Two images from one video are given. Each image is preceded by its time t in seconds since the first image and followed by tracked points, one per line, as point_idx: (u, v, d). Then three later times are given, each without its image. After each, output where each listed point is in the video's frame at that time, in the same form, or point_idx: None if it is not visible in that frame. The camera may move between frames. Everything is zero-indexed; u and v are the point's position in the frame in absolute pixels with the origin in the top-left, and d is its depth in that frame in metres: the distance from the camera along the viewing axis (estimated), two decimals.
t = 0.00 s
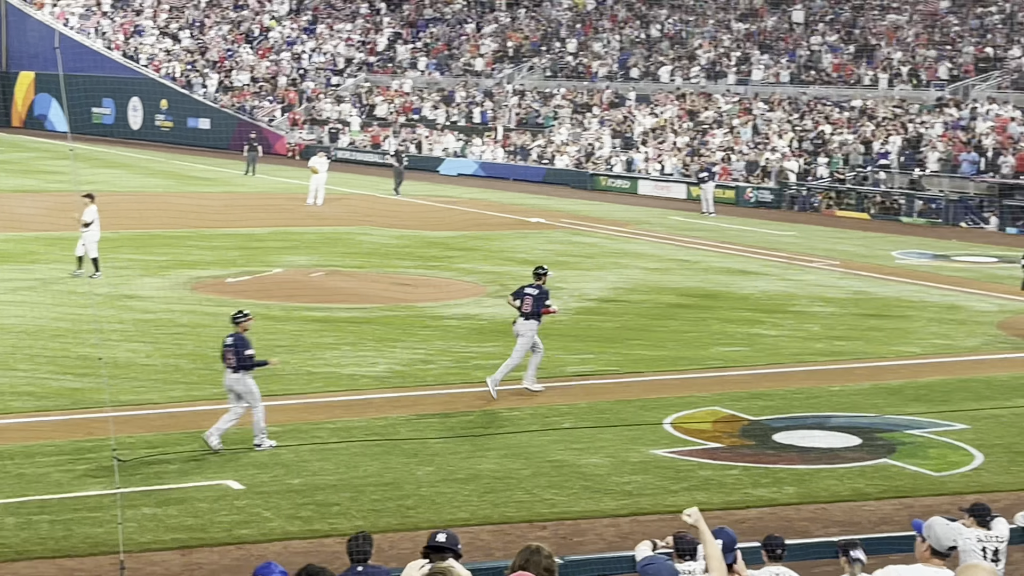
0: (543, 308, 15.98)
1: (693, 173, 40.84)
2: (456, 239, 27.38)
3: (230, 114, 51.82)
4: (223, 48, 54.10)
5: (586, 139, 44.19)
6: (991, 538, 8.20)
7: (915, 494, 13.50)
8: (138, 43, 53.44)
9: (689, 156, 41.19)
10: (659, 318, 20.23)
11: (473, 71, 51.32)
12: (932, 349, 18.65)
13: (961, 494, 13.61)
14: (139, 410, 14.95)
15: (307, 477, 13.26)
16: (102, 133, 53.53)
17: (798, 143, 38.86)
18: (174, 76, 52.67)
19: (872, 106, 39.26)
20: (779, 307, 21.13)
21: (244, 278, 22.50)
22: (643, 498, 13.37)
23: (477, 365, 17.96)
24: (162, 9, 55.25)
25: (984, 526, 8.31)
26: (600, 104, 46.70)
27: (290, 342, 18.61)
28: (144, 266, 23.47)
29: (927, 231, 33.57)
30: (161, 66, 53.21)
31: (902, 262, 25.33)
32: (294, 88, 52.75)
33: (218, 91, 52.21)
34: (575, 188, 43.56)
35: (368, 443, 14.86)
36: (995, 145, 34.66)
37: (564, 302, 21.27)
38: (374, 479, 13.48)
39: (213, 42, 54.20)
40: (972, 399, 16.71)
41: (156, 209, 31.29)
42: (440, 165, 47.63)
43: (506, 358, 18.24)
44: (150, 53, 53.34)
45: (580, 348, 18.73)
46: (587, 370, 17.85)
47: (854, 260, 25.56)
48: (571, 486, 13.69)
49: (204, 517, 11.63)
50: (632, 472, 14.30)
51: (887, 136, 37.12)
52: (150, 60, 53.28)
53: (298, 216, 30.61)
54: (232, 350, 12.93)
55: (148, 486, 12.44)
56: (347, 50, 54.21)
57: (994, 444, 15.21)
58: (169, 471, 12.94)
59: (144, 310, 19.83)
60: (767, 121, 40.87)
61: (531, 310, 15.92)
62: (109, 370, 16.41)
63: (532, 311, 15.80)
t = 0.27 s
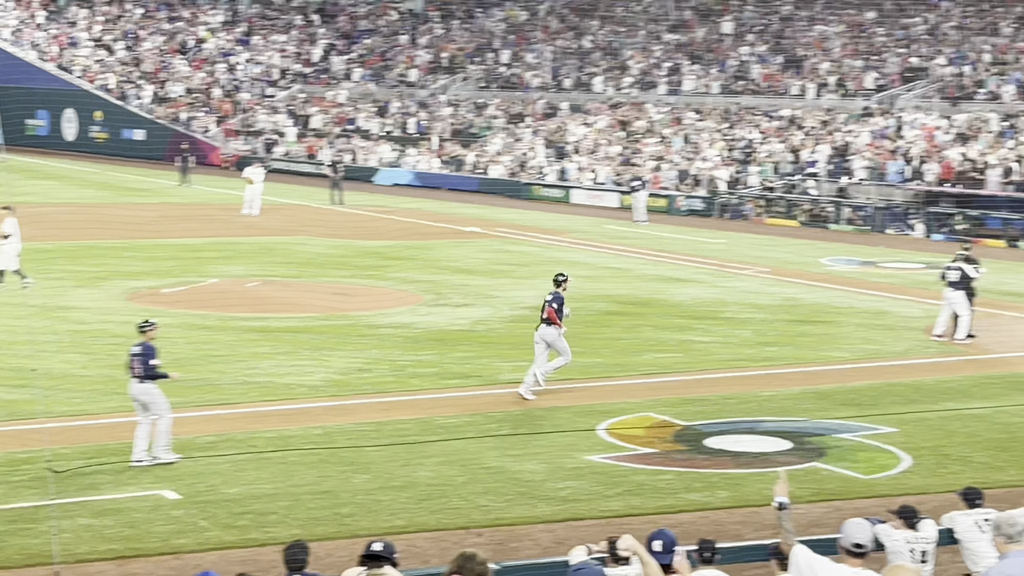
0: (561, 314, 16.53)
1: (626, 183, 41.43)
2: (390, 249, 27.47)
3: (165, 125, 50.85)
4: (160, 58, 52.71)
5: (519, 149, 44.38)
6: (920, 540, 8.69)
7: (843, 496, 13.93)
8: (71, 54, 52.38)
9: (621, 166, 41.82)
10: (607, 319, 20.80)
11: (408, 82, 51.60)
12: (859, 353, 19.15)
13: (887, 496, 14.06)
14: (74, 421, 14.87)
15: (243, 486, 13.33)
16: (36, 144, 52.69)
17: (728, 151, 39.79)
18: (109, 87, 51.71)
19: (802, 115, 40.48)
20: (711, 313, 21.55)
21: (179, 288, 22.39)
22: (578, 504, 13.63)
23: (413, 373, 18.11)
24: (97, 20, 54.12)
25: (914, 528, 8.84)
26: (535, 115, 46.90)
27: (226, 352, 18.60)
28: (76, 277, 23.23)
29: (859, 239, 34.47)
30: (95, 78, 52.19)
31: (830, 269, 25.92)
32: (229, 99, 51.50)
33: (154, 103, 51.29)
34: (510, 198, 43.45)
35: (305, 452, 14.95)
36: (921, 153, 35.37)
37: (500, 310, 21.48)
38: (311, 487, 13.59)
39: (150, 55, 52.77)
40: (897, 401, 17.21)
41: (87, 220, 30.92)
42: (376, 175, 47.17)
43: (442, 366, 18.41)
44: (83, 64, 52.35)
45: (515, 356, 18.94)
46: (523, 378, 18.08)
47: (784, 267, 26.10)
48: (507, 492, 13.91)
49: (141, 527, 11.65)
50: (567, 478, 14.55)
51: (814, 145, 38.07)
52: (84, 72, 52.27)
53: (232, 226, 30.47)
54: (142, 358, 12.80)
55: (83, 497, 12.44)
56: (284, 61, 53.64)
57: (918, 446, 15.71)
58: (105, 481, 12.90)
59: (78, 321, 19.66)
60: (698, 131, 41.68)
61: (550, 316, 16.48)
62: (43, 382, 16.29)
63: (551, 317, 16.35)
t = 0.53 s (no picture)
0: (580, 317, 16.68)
1: (570, 187, 41.15)
2: (335, 254, 27.36)
3: (107, 130, 51.23)
4: (101, 61, 53.90)
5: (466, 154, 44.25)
6: (864, 540, 8.88)
7: (789, 498, 14.09)
8: (13, 60, 53.48)
9: (566, 170, 41.49)
10: (553, 320, 20.88)
11: (352, 86, 51.43)
12: (803, 355, 19.36)
13: (832, 498, 14.26)
14: (16, 429, 14.68)
15: (188, 494, 13.26)
16: None
17: (671, 155, 40.12)
18: (51, 92, 52.13)
19: (746, 119, 41.10)
20: (657, 317, 21.69)
21: (121, 295, 22.16)
22: (525, 508, 13.66)
23: (360, 379, 18.04)
24: (37, 26, 54.89)
25: (858, 528, 9.01)
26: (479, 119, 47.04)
27: (169, 359, 18.42)
28: (15, 284, 22.91)
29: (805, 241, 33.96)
30: (36, 85, 52.67)
31: (775, 272, 26.15)
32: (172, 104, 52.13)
33: (94, 108, 51.81)
34: (455, 203, 43.34)
35: (250, 459, 14.86)
36: (863, 157, 35.80)
37: (445, 315, 21.46)
38: (257, 494, 13.52)
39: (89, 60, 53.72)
40: (842, 403, 17.42)
41: (27, 227, 30.50)
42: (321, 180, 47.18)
43: (388, 372, 18.36)
44: (25, 69, 53.22)
45: (461, 361, 18.93)
46: (470, 383, 18.08)
47: (729, 270, 26.31)
48: (454, 498, 13.91)
49: (83, 537, 11.53)
50: (514, 482, 14.58)
51: (759, 149, 38.48)
52: (25, 76, 53.14)
53: (175, 233, 30.19)
54: (60, 371, 12.59)
55: (26, 505, 12.35)
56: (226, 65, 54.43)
57: (863, 448, 15.94)
58: (47, 490, 12.87)
59: (18, 329, 19.38)
60: (642, 134, 42.13)
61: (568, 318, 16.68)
62: None
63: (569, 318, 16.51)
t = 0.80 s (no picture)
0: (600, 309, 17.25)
1: (520, 191, 41.37)
2: (285, 259, 27.26)
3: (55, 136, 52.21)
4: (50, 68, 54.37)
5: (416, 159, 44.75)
6: (813, 540, 8.83)
7: (740, 500, 14.12)
8: None
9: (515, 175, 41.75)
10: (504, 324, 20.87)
11: (302, 90, 53.20)
12: (753, 357, 19.43)
13: (783, 499, 14.29)
14: None
15: (137, 501, 13.34)
16: None
17: (620, 159, 40.68)
18: None
19: (694, 122, 41.80)
20: (608, 320, 21.73)
21: (69, 301, 21.97)
22: (477, 512, 13.63)
23: (310, 384, 17.96)
24: None
25: (807, 530, 8.93)
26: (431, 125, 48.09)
27: (117, 365, 18.28)
28: None
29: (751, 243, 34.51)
30: None
31: (725, 274, 26.28)
32: (120, 109, 53.50)
33: (43, 113, 52.89)
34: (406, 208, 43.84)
35: (200, 465, 14.79)
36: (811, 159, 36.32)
37: (396, 319, 21.42)
38: (207, 501, 13.49)
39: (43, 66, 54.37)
40: (792, 405, 17.48)
41: None
42: (271, 185, 47.72)
43: (338, 377, 18.29)
44: None
45: (412, 365, 18.89)
46: (420, 387, 18.03)
47: (679, 273, 26.43)
48: (405, 503, 13.87)
49: (32, 545, 11.76)
50: (465, 487, 14.55)
51: (708, 153, 39.11)
52: None
53: (124, 239, 29.98)
54: None
55: None
56: (175, 70, 55.60)
57: (813, 450, 16.00)
58: None
59: None
60: (592, 138, 42.95)
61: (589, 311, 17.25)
62: None
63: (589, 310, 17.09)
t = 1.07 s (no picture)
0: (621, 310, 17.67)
1: (469, 196, 43.14)
2: (233, 265, 27.17)
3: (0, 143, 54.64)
4: None
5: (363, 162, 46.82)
6: (762, 544, 8.60)
7: (690, 504, 14.15)
8: None
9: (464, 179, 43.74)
10: (453, 330, 20.85)
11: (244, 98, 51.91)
12: (701, 361, 19.49)
13: (733, 503, 14.30)
14: None
15: (84, 510, 13.34)
16: None
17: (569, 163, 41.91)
18: None
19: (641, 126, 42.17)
20: (557, 325, 21.74)
21: (12, 309, 21.80)
22: (426, 518, 13.59)
23: (258, 392, 17.87)
24: None
25: (755, 533, 8.71)
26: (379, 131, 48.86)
27: (63, 373, 18.14)
28: None
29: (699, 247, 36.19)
30: None
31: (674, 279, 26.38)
32: (66, 115, 55.33)
33: None
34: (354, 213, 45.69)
35: (148, 474, 14.71)
36: (757, 163, 37.14)
37: (345, 325, 21.37)
38: (155, 510, 13.44)
39: None
40: (741, 408, 17.53)
41: None
42: (219, 192, 49.61)
43: (287, 384, 18.21)
44: None
45: (361, 372, 18.83)
46: (369, 394, 17.98)
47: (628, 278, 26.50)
48: (355, 509, 13.81)
49: None
50: (414, 493, 14.50)
51: (655, 157, 39.90)
52: None
53: (70, 246, 29.78)
54: None
55: None
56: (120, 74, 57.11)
57: (761, 453, 16.04)
58: None
59: None
60: (541, 143, 43.44)
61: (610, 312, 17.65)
62: None
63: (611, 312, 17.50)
